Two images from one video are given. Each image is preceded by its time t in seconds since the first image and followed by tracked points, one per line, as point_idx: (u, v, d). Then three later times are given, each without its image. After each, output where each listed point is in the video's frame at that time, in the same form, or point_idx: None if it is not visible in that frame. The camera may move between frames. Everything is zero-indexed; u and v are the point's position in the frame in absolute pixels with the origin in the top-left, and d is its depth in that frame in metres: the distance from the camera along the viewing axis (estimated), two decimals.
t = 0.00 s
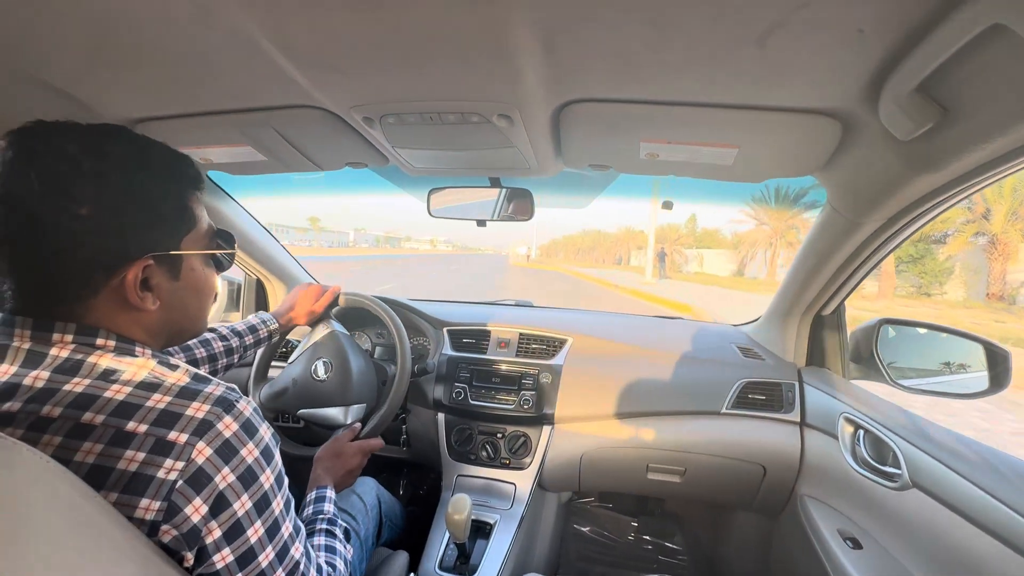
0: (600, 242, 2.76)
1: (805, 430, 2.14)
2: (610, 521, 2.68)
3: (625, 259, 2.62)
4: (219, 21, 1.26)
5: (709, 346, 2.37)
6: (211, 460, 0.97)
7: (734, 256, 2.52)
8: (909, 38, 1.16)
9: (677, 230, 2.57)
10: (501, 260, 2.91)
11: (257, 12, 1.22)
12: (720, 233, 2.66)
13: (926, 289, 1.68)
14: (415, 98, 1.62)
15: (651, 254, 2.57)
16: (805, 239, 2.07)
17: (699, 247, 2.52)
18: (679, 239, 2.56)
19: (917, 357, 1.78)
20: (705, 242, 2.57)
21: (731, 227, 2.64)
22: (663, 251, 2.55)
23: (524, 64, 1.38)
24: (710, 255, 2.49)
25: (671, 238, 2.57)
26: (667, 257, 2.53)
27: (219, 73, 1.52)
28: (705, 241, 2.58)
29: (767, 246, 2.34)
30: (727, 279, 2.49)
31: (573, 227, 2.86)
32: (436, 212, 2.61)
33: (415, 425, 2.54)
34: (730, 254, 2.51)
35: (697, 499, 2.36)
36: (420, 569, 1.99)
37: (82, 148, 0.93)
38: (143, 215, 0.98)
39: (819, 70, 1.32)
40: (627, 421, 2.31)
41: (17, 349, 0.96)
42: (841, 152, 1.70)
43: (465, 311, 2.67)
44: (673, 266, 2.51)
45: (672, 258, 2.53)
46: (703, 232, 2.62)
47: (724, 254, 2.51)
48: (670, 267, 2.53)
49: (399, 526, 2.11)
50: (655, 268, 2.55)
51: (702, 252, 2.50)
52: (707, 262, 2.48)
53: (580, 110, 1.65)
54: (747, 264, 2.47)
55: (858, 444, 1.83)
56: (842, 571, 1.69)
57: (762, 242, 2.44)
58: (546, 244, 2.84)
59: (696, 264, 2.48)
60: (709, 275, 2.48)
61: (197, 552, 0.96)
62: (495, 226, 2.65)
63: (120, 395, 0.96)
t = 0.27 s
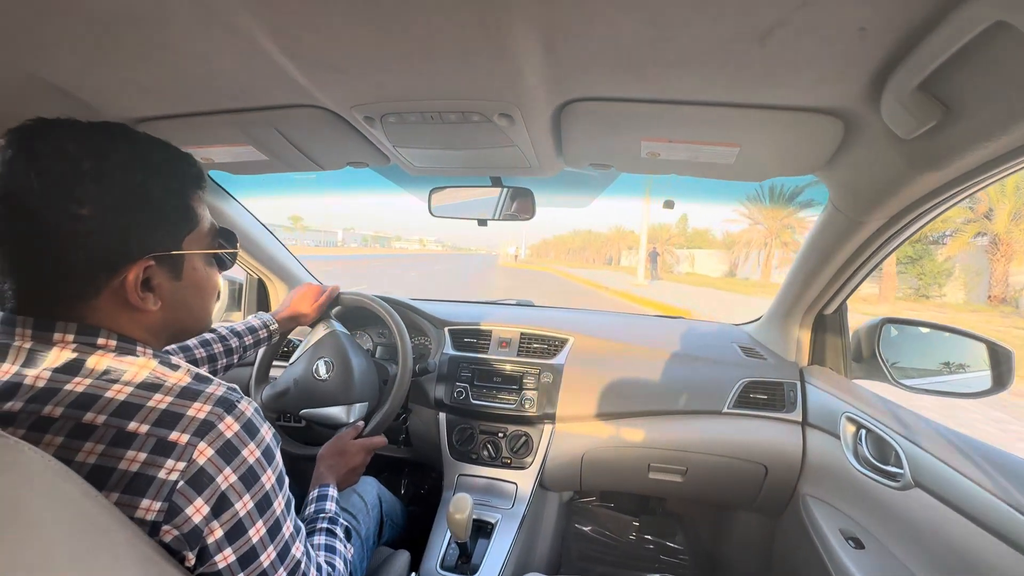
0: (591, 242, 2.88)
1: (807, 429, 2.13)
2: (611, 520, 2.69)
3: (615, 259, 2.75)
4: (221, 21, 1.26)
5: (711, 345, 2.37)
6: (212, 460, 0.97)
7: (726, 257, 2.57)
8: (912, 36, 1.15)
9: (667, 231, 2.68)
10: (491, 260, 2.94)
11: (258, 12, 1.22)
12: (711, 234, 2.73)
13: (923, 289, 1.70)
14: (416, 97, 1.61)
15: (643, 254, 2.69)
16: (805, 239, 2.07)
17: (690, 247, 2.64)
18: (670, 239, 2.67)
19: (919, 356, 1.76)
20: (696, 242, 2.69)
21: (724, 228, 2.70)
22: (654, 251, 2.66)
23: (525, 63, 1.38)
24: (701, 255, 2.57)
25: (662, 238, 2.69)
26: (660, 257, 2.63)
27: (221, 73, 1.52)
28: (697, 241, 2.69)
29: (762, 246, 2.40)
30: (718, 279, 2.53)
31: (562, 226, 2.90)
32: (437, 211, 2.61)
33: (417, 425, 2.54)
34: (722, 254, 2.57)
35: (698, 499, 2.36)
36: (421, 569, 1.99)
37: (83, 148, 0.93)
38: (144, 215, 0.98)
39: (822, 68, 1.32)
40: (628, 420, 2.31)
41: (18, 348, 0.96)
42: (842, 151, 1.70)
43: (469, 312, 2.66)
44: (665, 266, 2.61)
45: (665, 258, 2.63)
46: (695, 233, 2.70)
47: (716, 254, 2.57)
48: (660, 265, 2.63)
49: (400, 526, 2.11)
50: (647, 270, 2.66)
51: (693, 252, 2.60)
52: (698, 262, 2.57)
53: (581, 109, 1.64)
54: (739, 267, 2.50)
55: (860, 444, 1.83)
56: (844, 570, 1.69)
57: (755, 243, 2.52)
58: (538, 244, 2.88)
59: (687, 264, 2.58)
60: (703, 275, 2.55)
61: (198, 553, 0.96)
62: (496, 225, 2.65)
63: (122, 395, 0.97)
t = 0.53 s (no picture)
0: (585, 241, 3.04)
1: (812, 432, 2.12)
2: (614, 523, 2.68)
3: (611, 259, 2.99)
4: (224, 24, 1.26)
5: (714, 347, 2.36)
6: (213, 467, 0.97)
7: (720, 259, 2.90)
8: (916, 35, 1.14)
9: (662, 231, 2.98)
10: (483, 260, 3.05)
11: (261, 16, 1.22)
12: (705, 234, 3.00)
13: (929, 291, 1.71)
14: (418, 99, 1.62)
15: (638, 255, 2.96)
16: (811, 240, 2.05)
17: (684, 247, 2.96)
18: (664, 239, 2.98)
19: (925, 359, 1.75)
20: (690, 242, 2.97)
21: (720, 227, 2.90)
22: (652, 250, 2.97)
23: (527, 64, 1.38)
24: (696, 256, 2.91)
25: (657, 238, 2.99)
26: (655, 258, 2.95)
27: (224, 76, 1.53)
28: (691, 240, 2.98)
29: (761, 246, 2.68)
30: (713, 278, 2.83)
31: (558, 227, 2.96)
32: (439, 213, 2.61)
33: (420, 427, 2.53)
34: (714, 256, 2.92)
35: (702, 502, 2.35)
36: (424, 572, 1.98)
37: (81, 151, 0.94)
38: (145, 216, 0.98)
39: (825, 69, 1.31)
40: (631, 422, 2.30)
41: (23, 352, 0.96)
42: (845, 152, 1.70)
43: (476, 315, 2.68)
44: (660, 267, 2.95)
45: (659, 259, 2.95)
46: (689, 232, 2.99)
47: (710, 255, 2.90)
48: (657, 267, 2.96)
49: (402, 528, 2.11)
50: (642, 271, 2.93)
51: (687, 253, 2.93)
52: (692, 263, 2.90)
53: (583, 110, 1.64)
54: (733, 267, 2.83)
55: (866, 446, 1.81)
56: (850, 574, 1.68)
57: (754, 242, 2.79)
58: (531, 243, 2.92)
59: (681, 265, 2.92)
60: (695, 274, 2.87)
61: (200, 559, 0.96)
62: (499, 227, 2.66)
63: (124, 399, 0.97)
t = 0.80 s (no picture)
0: (580, 241, 3.20)
1: (814, 435, 2.11)
2: (616, 526, 2.67)
3: (607, 261, 3.15)
4: (228, 26, 1.27)
5: (716, 350, 2.36)
6: (214, 470, 0.98)
7: (717, 260, 2.93)
8: (920, 37, 1.14)
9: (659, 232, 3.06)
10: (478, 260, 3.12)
11: (265, 19, 1.23)
12: (700, 234, 3.03)
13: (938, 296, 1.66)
14: (421, 101, 1.62)
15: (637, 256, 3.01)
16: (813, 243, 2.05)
17: (681, 249, 3.04)
18: (663, 240, 3.09)
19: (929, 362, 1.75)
20: (688, 243, 3.04)
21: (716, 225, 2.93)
22: (650, 250, 3.03)
23: (529, 66, 1.38)
24: (692, 258, 2.98)
25: (655, 238, 3.10)
26: (656, 262, 3.00)
27: (228, 77, 1.54)
28: (688, 241, 3.06)
29: (762, 247, 2.61)
30: (711, 279, 2.89)
31: (552, 230, 3.03)
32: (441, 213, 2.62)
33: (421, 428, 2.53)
34: (712, 256, 2.95)
35: (704, 505, 2.34)
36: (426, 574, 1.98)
37: (86, 150, 0.95)
38: (149, 213, 1.00)
39: (828, 71, 1.31)
40: (633, 425, 2.29)
41: (26, 351, 0.97)
42: (848, 155, 1.69)
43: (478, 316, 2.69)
44: (659, 269, 3.03)
45: (659, 262, 3.01)
46: (686, 233, 3.05)
47: (707, 256, 2.95)
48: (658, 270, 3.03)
49: (404, 530, 2.10)
50: (639, 274, 3.01)
51: (685, 254, 3.01)
52: (689, 264, 2.98)
53: (586, 112, 1.64)
54: (732, 268, 2.85)
55: (869, 449, 1.80)
56: None
57: (754, 243, 2.73)
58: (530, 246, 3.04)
59: (678, 266, 3.02)
60: (692, 275, 2.96)
61: (207, 564, 0.97)
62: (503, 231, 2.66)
63: (126, 401, 0.97)
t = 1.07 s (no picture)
0: (579, 243, 3.15)
1: (817, 436, 2.10)
2: (618, 527, 2.68)
3: (605, 263, 3.05)
4: (231, 30, 1.28)
5: (719, 351, 2.36)
6: (218, 472, 0.99)
7: (718, 261, 2.86)
8: (922, 38, 1.14)
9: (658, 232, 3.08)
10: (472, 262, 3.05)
11: (269, 22, 1.24)
12: (700, 236, 2.98)
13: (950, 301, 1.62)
14: (422, 103, 1.62)
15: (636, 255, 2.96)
16: (816, 243, 2.04)
17: (681, 250, 3.00)
18: (661, 241, 3.07)
19: (931, 364, 1.74)
20: (687, 244, 3.00)
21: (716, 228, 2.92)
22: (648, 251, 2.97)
23: (532, 68, 1.38)
24: (692, 260, 2.94)
25: (653, 240, 3.07)
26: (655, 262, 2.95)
27: (231, 80, 1.54)
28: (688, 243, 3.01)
29: (766, 249, 2.60)
30: (711, 282, 2.84)
31: (552, 231, 3.00)
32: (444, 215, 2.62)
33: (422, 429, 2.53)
34: (712, 259, 2.89)
35: (707, 506, 2.33)
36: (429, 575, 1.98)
37: (103, 155, 0.96)
38: (163, 218, 1.02)
39: (830, 73, 1.31)
40: (635, 426, 2.29)
41: (33, 354, 0.97)
42: (851, 156, 1.69)
43: (479, 317, 2.70)
44: (657, 271, 2.98)
45: (659, 263, 2.98)
46: (684, 234, 3.01)
47: (706, 259, 2.90)
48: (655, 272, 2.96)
49: (406, 531, 2.10)
50: (638, 278, 2.95)
51: (683, 256, 2.98)
52: (689, 266, 2.94)
53: (587, 114, 1.64)
54: (732, 271, 2.77)
55: (872, 451, 1.80)
56: None
57: (756, 244, 2.74)
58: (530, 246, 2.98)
59: (677, 268, 2.98)
60: (692, 278, 2.91)
61: (213, 563, 0.97)
62: (503, 231, 2.66)
63: (131, 403, 0.97)
